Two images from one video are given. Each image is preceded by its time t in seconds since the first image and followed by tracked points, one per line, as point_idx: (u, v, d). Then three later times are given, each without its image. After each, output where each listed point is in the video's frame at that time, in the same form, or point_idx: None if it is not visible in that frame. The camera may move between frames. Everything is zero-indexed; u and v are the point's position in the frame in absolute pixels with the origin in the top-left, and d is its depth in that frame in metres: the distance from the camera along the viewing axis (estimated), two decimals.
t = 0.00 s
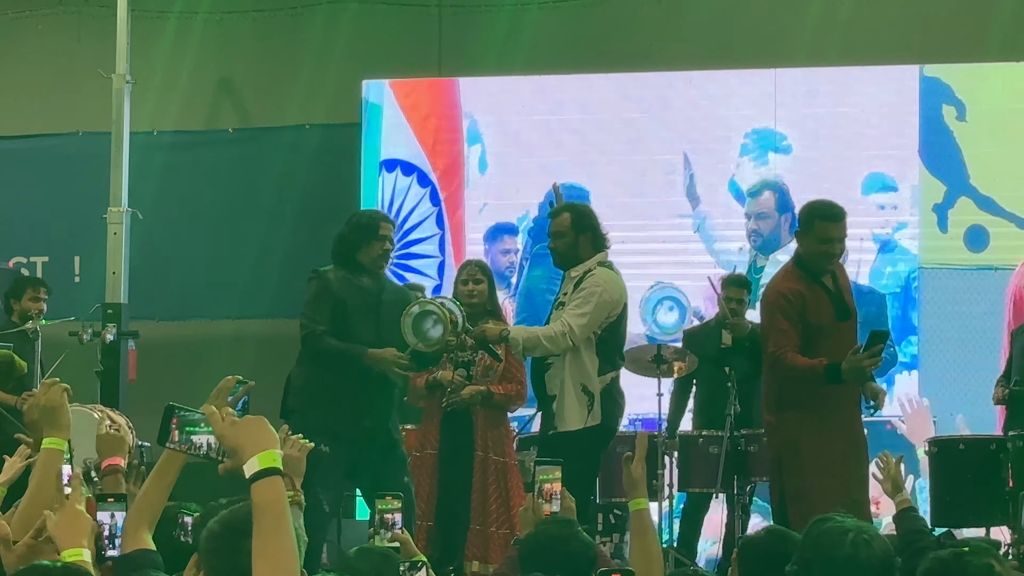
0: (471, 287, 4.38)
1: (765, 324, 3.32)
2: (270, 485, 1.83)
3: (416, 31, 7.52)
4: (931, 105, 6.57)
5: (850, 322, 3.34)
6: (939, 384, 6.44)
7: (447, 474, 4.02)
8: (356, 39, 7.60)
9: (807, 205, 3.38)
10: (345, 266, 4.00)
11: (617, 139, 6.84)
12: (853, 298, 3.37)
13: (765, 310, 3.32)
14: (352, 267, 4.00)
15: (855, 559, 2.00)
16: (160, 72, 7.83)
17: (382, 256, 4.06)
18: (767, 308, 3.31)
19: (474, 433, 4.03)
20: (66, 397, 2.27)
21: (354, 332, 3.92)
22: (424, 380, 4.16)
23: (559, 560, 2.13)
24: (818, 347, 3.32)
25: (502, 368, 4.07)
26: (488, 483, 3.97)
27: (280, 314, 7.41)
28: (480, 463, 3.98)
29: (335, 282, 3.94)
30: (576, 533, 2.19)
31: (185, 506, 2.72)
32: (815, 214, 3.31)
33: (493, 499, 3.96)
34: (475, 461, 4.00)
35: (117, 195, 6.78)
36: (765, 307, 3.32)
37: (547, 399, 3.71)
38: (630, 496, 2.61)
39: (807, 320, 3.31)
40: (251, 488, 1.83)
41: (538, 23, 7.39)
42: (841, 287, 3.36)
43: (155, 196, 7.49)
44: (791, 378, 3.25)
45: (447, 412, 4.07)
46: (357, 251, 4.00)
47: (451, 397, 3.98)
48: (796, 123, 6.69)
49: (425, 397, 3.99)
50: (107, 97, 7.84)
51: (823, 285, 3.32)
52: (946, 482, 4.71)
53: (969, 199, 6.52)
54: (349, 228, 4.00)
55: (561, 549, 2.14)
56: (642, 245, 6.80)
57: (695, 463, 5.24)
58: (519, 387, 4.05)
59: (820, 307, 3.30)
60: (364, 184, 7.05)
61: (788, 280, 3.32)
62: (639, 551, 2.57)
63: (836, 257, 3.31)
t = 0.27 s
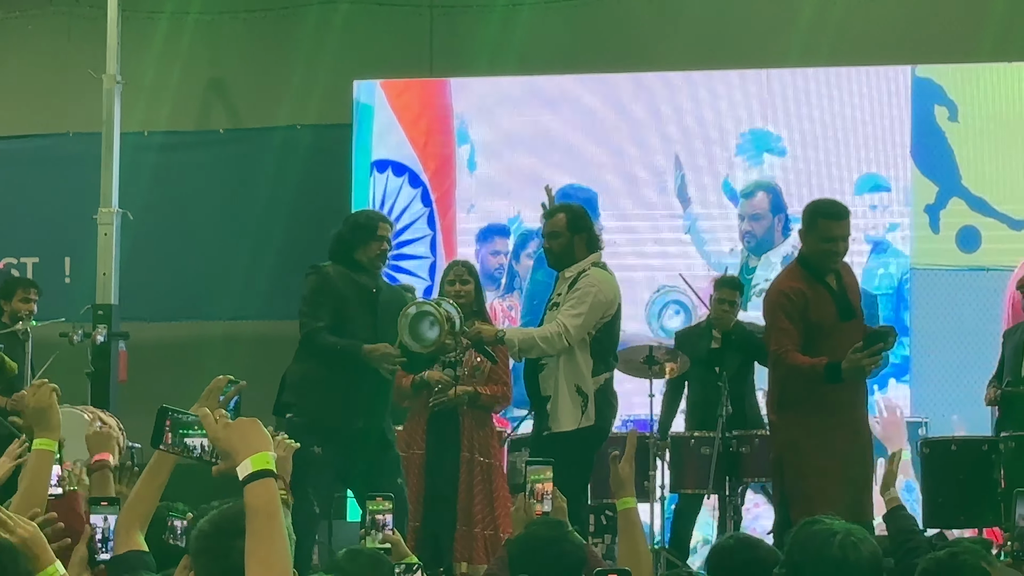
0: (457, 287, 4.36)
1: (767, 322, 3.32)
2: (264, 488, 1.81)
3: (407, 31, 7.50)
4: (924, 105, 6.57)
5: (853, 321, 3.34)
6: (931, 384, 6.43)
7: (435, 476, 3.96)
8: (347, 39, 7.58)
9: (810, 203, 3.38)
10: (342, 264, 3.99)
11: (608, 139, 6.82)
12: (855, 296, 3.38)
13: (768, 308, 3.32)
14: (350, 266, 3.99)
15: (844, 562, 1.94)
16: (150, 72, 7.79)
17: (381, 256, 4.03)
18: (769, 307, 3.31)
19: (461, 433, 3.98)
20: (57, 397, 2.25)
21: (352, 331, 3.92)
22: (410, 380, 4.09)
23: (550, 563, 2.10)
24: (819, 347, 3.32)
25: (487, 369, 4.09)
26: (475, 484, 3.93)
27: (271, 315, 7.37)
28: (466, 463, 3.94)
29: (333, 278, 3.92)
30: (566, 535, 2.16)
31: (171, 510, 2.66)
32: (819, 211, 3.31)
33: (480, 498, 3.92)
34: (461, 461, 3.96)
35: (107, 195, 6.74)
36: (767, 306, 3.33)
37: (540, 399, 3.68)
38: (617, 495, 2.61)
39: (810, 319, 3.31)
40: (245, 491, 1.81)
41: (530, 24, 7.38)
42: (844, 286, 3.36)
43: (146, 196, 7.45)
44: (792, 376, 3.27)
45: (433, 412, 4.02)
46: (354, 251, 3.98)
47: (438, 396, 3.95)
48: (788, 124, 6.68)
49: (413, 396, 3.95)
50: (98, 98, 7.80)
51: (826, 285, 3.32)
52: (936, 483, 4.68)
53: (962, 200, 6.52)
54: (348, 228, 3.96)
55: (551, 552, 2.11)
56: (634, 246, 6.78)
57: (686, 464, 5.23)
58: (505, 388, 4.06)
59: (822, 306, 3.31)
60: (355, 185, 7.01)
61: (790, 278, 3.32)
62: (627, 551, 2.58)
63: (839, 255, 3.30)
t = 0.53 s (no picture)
0: (445, 286, 4.35)
1: (768, 320, 3.43)
2: (257, 486, 1.82)
3: (397, 30, 7.49)
4: (912, 105, 6.59)
5: (855, 320, 3.41)
6: (919, 383, 6.45)
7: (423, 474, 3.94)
8: (336, 38, 7.57)
9: (811, 201, 3.46)
10: (334, 263, 3.98)
11: (597, 139, 6.83)
12: (857, 293, 3.45)
13: (768, 305, 3.43)
14: (343, 266, 3.99)
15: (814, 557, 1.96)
16: (139, 72, 7.77)
17: (371, 254, 4.03)
18: (768, 304, 3.42)
19: (450, 431, 3.95)
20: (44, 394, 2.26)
21: (344, 330, 3.91)
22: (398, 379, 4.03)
23: (541, 561, 2.11)
24: (818, 345, 3.41)
25: (476, 366, 4.00)
26: (464, 482, 3.92)
27: (261, 315, 7.36)
28: (455, 461, 3.90)
29: (328, 277, 3.91)
30: (555, 533, 2.16)
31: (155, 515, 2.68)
32: (819, 208, 3.39)
33: (469, 497, 3.91)
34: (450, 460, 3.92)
35: (97, 194, 6.72)
36: (767, 304, 3.44)
37: (530, 398, 3.68)
38: (605, 492, 2.63)
39: (809, 318, 3.40)
40: (237, 489, 1.81)
41: (519, 23, 7.38)
42: (846, 283, 3.43)
43: (135, 196, 7.43)
44: (790, 373, 3.36)
45: (422, 410, 3.97)
46: (345, 250, 3.97)
47: (427, 396, 3.89)
48: (776, 124, 6.70)
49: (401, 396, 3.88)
50: (87, 97, 7.78)
51: (826, 283, 3.40)
52: (924, 482, 4.71)
53: (949, 199, 6.54)
54: (339, 227, 3.97)
55: (538, 549, 2.11)
56: (623, 246, 6.79)
57: (675, 462, 5.26)
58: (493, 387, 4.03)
59: (821, 305, 3.39)
60: (344, 185, 7.01)
61: (790, 276, 3.42)
62: (613, 546, 2.60)
63: (839, 252, 3.39)
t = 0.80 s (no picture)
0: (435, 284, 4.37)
1: (763, 317, 3.44)
2: (242, 483, 1.82)
3: (385, 27, 7.49)
4: (900, 101, 6.61)
5: (851, 318, 3.41)
6: (908, 380, 6.47)
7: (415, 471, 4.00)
8: (324, 34, 7.55)
9: (811, 198, 3.47)
10: (320, 263, 3.95)
11: (586, 136, 6.84)
12: (854, 293, 3.45)
13: (763, 301, 3.44)
14: (332, 263, 3.97)
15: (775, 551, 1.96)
16: (127, 69, 7.75)
17: (359, 252, 4.01)
18: (762, 301, 3.43)
19: (442, 428, 4.01)
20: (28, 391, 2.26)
21: (332, 329, 3.88)
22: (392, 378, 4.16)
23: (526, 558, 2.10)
24: (811, 342, 3.42)
25: (469, 364, 4.08)
26: (456, 479, 3.96)
27: (250, 312, 7.35)
28: (447, 458, 3.96)
29: (315, 278, 3.88)
30: (542, 530, 2.16)
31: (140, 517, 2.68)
32: (817, 206, 3.40)
33: (460, 495, 3.94)
34: (442, 457, 3.98)
35: (85, 191, 6.70)
36: (762, 301, 3.45)
37: (518, 395, 3.69)
38: (589, 489, 2.63)
39: (804, 314, 3.40)
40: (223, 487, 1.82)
41: (508, 20, 7.37)
42: (842, 282, 3.44)
43: (123, 193, 7.41)
44: (785, 370, 3.37)
45: (416, 408, 4.05)
46: (333, 246, 3.94)
47: (420, 392, 3.98)
48: (765, 120, 6.72)
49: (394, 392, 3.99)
50: (75, 94, 7.75)
51: (822, 281, 3.41)
52: (912, 479, 4.73)
53: (937, 195, 6.57)
54: (328, 223, 3.95)
55: (525, 544, 2.11)
56: (613, 242, 6.80)
57: (663, 459, 5.26)
58: (487, 384, 4.07)
59: (817, 302, 3.40)
60: (332, 182, 7.01)
61: (786, 272, 3.43)
62: (599, 544, 2.60)
63: (839, 251, 3.40)
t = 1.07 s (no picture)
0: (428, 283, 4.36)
1: (757, 314, 3.39)
2: (223, 489, 1.81)
3: (373, 24, 7.48)
4: (887, 99, 6.64)
5: (845, 316, 3.36)
6: (898, 378, 6.49)
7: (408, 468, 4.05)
8: (311, 32, 7.54)
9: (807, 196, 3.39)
10: (307, 260, 3.88)
11: (574, 134, 6.85)
12: (849, 291, 3.39)
13: (757, 300, 3.39)
14: (317, 262, 3.89)
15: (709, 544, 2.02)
16: (115, 66, 7.72)
17: (348, 251, 3.91)
18: (757, 298, 3.38)
19: (438, 427, 4.06)
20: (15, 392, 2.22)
21: (319, 327, 3.82)
22: (388, 378, 4.13)
23: (512, 556, 2.09)
24: (806, 340, 3.37)
25: (465, 363, 4.08)
26: (450, 477, 4.02)
27: (238, 311, 7.33)
28: (442, 458, 4.02)
29: (300, 275, 3.83)
30: (528, 528, 2.13)
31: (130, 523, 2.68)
32: (812, 205, 3.32)
33: (454, 494, 4.00)
34: (438, 456, 4.04)
35: (72, 190, 6.68)
36: (756, 298, 3.40)
37: (505, 392, 3.70)
38: (573, 486, 2.54)
39: (799, 312, 3.35)
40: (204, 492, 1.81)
41: (495, 18, 7.38)
42: (838, 281, 3.38)
43: (110, 192, 7.39)
44: (778, 367, 3.33)
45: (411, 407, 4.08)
46: (318, 244, 3.86)
47: (416, 392, 4.01)
48: (752, 118, 6.74)
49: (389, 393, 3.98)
50: (61, 92, 7.72)
51: (817, 279, 3.35)
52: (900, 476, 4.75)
53: (924, 193, 6.60)
54: (313, 221, 3.86)
55: (511, 542, 2.09)
56: (601, 241, 6.81)
57: (651, 457, 5.28)
58: (485, 382, 4.06)
59: (811, 300, 3.35)
60: (320, 180, 7.00)
61: (780, 270, 3.37)
62: (583, 542, 2.50)
63: (832, 248, 3.34)
